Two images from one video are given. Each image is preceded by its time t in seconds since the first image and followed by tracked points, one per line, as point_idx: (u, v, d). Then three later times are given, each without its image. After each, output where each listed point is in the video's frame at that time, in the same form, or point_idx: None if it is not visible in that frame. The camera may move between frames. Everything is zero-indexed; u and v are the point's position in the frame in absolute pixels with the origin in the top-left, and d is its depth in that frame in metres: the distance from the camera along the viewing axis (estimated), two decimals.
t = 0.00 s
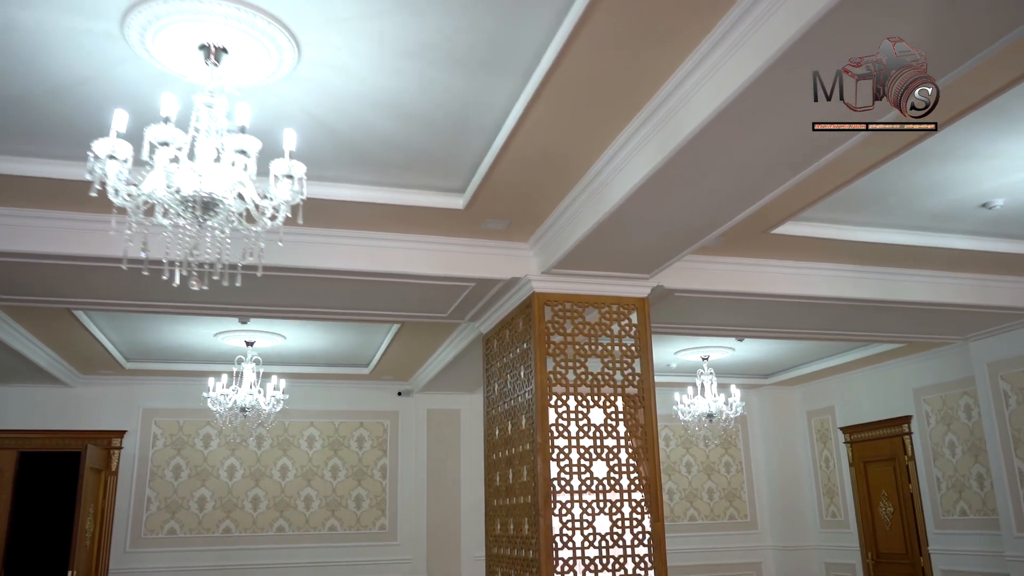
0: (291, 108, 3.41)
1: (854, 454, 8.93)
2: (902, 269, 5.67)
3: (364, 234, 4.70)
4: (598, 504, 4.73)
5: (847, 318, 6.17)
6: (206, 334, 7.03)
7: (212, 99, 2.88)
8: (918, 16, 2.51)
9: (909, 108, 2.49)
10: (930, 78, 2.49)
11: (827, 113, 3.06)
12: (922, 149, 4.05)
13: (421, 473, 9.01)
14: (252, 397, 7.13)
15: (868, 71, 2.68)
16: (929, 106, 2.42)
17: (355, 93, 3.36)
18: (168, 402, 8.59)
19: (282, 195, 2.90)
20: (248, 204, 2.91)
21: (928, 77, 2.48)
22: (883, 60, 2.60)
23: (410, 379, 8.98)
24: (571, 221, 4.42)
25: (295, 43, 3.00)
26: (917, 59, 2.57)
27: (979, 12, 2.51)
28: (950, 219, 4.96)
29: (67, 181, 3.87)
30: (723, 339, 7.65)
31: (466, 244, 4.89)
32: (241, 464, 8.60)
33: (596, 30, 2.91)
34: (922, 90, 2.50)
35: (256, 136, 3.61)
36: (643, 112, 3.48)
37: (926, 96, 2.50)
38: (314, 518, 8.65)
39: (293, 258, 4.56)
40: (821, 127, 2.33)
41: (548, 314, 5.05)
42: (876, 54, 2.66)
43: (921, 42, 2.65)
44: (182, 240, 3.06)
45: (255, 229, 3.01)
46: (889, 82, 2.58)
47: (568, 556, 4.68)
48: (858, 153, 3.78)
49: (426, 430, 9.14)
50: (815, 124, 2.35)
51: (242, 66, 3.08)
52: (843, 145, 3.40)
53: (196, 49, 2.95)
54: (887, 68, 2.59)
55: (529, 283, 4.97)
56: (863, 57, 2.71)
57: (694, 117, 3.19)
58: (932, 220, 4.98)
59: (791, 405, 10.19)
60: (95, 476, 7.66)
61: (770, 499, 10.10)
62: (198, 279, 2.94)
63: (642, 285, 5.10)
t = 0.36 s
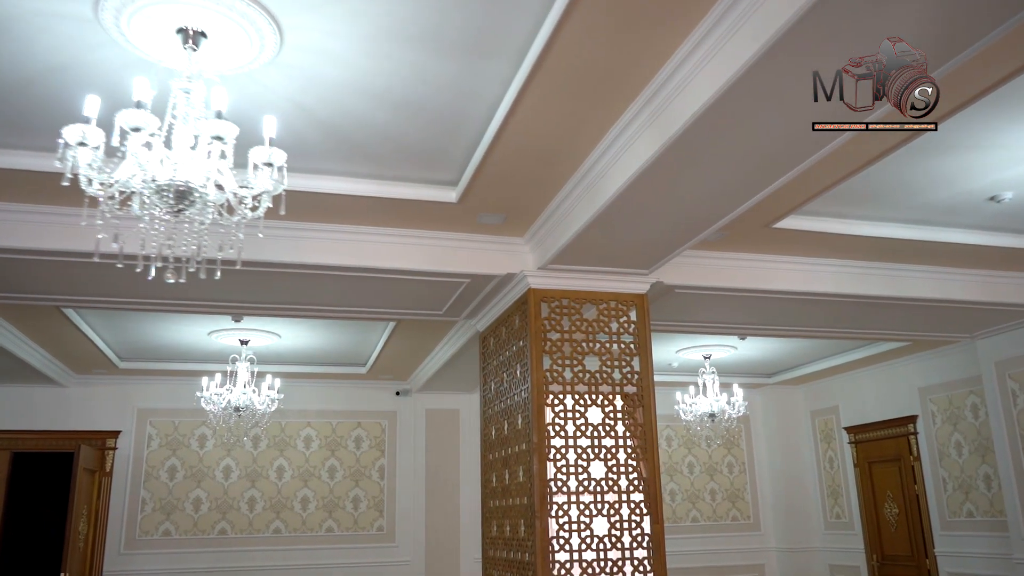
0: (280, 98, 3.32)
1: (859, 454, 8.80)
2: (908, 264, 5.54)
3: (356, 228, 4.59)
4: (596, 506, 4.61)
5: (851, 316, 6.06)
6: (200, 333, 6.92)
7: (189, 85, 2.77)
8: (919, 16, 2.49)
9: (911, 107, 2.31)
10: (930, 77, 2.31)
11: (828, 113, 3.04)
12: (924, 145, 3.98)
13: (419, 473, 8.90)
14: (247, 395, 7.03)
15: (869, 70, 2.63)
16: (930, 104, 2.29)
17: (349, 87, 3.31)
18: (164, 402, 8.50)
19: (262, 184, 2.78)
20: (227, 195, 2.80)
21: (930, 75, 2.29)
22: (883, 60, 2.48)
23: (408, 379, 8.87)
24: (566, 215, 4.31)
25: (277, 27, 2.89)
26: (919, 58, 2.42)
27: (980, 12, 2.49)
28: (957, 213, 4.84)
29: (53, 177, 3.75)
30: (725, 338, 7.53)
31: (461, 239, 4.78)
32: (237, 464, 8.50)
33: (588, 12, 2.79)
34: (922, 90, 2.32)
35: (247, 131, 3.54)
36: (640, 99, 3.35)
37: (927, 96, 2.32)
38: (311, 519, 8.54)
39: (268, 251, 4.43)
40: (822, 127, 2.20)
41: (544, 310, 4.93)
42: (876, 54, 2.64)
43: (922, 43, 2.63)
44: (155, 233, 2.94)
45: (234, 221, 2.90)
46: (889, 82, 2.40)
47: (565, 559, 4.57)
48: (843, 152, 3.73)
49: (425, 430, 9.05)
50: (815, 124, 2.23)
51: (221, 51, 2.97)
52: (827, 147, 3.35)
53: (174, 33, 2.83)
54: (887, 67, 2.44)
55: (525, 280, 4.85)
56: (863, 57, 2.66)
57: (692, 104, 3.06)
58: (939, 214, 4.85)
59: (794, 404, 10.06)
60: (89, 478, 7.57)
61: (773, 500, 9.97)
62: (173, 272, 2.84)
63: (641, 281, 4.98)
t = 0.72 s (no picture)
0: (268, 90, 3.22)
1: (869, 454, 8.65)
2: (919, 260, 5.41)
3: (352, 226, 4.50)
4: (599, 509, 4.50)
5: (861, 314, 5.94)
6: (199, 334, 6.84)
7: (170, 76, 2.67)
8: (918, 17, 2.44)
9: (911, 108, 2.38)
10: (930, 77, 2.37)
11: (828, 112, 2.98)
12: (929, 141, 3.90)
13: (423, 474, 8.81)
14: (248, 397, 6.94)
15: (869, 71, 2.59)
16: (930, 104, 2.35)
17: (341, 84, 3.25)
18: (165, 403, 8.43)
19: (246, 178, 2.68)
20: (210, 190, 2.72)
21: (930, 76, 2.35)
22: (883, 60, 2.52)
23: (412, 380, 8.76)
24: (565, 210, 4.20)
25: (262, 16, 2.79)
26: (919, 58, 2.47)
27: (981, 13, 2.44)
28: (969, 207, 4.71)
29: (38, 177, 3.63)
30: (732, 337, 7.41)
31: (459, 236, 4.68)
32: (239, 466, 8.42)
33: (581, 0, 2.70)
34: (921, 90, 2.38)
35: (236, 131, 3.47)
36: (639, 89, 3.23)
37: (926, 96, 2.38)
38: (313, 521, 8.46)
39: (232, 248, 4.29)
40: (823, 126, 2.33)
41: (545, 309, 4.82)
42: (876, 54, 2.58)
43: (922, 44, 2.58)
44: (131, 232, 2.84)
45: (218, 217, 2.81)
46: (889, 82, 2.46)
47: (567, 564, 4.45)
48: (843, 149, 3.64)
49: (428, 431, 8.96)
50: (816, 125, 2.36)
51: (203, 42, 2.88)
52: (822, 147, 3.27)
53: (156, 22, 2.73)
54: (886, 67, 2.49)
55: (525, 277, 4.74)
56: (863, 57, 2.60)
57: (692, 93, 2.94)
58: (950, 209, 4.73)
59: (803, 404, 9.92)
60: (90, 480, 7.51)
61: (782, 501, 9.83)
62: (152, 270, 2.75)
63: (645, 278, 4.86)
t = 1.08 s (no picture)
0: (267, 84, 3.15)
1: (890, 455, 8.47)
2: (940, 254, 5.25)
3: (356, 222, 4.42)
4: (610, 511, 4.39)
5: (880, 310, 5.79)
6: (209, 334, 6.79)
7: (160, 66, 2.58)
8: (920, 17, 2.41)
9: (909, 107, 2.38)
10: (930, 77, 2.37)
11: (827, 112, 2.95)
12: (938, 138, 3.82)
13: (436, 473, 8.73)
14: (258, 397, 6.90)
15: (869, 71, 2.57)
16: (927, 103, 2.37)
17: (339, 83, 3.21)
18: (177, 404, 8.41)
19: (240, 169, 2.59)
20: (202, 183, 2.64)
21: (929, 77, 2.35)
22: (883, 61, 2.49)
23: (424, 380, 8.69)
24: (573, 206, 4.11)
25: (254, 3, 2.69)
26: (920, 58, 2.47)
27: (982, 14, 2.42)
28: (992, 199, 4.56)
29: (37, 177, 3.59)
30: (748, 335, 7.27)
31: (467, 232, 4.59)
32: (251, 467, 8.38)
33: None
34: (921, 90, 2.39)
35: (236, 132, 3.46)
36: (644, 79, 3.13)
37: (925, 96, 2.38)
38: (326, 523, 8.39)
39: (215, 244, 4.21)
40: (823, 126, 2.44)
41: (554, 306, 4.71)
42: (877, 54, 2.55)
43: (924, 43, 2.55)
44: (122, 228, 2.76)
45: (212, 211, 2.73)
46: (889, 82, 2.46)
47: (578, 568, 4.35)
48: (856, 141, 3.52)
49: (441, 430, 8.89)
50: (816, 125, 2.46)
51: (194, 32, 2.80)
52: (826, 142, 3.21)
53: (147, 11, 2.63)
54: (886, 68, 2.48)
55: (534, 275, 4.64)
56: (863, 57, 2.58)
57: (698, 82, 2.83)
58: (973, 201, 4.58)
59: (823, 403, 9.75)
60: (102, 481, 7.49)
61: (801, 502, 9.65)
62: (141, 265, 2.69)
63: (657, 275, 4.75)
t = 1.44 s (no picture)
0: (273, 76, 3.09)
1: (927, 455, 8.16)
2: (976, 246, 5.06)
3: (372, 219, 4.35)
4: (633, 513, 4.26)
5: (912, 305, 5.60)
6: (230, 335, 6.77)
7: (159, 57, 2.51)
8: (920, 17, 2.40)
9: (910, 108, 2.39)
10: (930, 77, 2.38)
11: (827, 112, 2.92)
12: (968, 125, 3.68)
13: (461, 475, 8.65)
14: (279, 399, 6.88)
15: (869, 71, 2.56)
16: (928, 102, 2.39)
17: (342, 80, 3.16)
18: (202, 406, 8.42)
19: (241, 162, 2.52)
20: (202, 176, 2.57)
21: (929, 77, 2.37)
22: (883, 61, 2.50)
23: (447, 380, 8.61)
24: (592, 198, 3.99)
25: None
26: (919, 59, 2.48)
27: (982, 13, 2.41)
28: None
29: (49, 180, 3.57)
30: (776, 332, 7.10)
31: (482, 228, 4.50)
32: (275, 469, 8.36)
33: None
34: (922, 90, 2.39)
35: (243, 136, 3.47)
36: (659, 64, 3.02)
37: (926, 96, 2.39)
38: (350, 524, 8.35)
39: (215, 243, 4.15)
40: (822, 128, 2.41)
41: (574, 303, 4.58)
42: (876, 54, 2.55)
43: (924, 43, 2.53)
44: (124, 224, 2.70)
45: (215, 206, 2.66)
46: (888, 82, 2.46)
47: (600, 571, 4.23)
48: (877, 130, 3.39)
49: (464, 431, 8.82)
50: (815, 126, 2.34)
51: (193, 23, 2.73)
52: (829, 145, 3.23)
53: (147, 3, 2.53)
54: (886, 68, 2.49)
55: (552, 271, 4.54)
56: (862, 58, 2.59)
57: (712, 66, 2.72)
58: (1009, 189, 4.39)
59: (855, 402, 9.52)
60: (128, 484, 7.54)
61: (835, 503, 9.41)
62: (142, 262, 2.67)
63: (679, 270, 4.62)
